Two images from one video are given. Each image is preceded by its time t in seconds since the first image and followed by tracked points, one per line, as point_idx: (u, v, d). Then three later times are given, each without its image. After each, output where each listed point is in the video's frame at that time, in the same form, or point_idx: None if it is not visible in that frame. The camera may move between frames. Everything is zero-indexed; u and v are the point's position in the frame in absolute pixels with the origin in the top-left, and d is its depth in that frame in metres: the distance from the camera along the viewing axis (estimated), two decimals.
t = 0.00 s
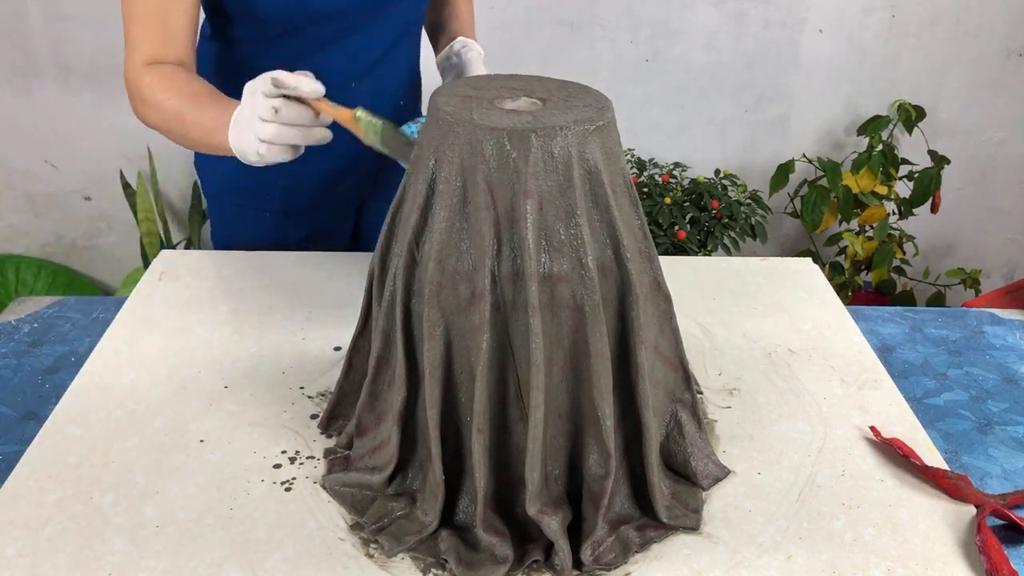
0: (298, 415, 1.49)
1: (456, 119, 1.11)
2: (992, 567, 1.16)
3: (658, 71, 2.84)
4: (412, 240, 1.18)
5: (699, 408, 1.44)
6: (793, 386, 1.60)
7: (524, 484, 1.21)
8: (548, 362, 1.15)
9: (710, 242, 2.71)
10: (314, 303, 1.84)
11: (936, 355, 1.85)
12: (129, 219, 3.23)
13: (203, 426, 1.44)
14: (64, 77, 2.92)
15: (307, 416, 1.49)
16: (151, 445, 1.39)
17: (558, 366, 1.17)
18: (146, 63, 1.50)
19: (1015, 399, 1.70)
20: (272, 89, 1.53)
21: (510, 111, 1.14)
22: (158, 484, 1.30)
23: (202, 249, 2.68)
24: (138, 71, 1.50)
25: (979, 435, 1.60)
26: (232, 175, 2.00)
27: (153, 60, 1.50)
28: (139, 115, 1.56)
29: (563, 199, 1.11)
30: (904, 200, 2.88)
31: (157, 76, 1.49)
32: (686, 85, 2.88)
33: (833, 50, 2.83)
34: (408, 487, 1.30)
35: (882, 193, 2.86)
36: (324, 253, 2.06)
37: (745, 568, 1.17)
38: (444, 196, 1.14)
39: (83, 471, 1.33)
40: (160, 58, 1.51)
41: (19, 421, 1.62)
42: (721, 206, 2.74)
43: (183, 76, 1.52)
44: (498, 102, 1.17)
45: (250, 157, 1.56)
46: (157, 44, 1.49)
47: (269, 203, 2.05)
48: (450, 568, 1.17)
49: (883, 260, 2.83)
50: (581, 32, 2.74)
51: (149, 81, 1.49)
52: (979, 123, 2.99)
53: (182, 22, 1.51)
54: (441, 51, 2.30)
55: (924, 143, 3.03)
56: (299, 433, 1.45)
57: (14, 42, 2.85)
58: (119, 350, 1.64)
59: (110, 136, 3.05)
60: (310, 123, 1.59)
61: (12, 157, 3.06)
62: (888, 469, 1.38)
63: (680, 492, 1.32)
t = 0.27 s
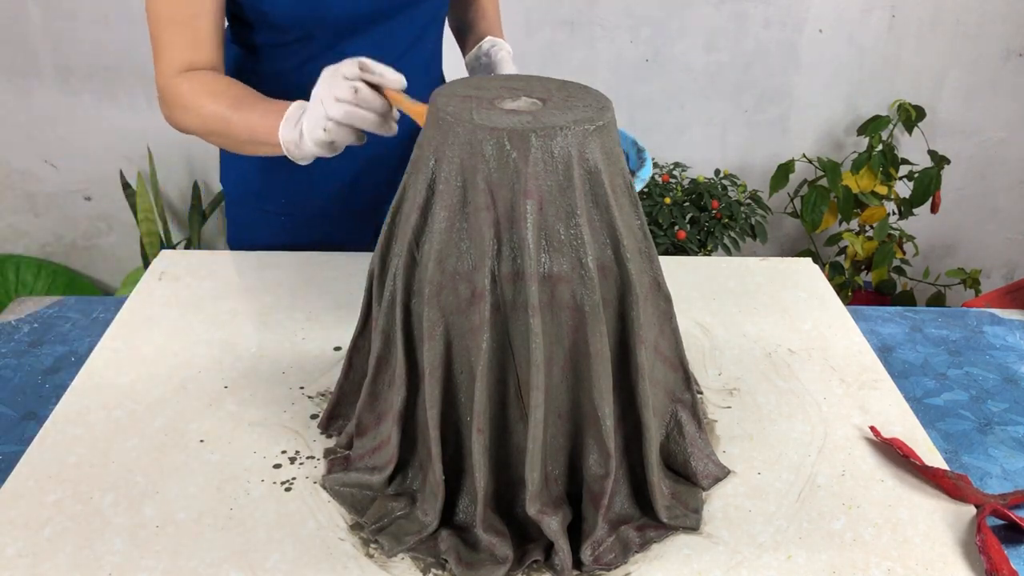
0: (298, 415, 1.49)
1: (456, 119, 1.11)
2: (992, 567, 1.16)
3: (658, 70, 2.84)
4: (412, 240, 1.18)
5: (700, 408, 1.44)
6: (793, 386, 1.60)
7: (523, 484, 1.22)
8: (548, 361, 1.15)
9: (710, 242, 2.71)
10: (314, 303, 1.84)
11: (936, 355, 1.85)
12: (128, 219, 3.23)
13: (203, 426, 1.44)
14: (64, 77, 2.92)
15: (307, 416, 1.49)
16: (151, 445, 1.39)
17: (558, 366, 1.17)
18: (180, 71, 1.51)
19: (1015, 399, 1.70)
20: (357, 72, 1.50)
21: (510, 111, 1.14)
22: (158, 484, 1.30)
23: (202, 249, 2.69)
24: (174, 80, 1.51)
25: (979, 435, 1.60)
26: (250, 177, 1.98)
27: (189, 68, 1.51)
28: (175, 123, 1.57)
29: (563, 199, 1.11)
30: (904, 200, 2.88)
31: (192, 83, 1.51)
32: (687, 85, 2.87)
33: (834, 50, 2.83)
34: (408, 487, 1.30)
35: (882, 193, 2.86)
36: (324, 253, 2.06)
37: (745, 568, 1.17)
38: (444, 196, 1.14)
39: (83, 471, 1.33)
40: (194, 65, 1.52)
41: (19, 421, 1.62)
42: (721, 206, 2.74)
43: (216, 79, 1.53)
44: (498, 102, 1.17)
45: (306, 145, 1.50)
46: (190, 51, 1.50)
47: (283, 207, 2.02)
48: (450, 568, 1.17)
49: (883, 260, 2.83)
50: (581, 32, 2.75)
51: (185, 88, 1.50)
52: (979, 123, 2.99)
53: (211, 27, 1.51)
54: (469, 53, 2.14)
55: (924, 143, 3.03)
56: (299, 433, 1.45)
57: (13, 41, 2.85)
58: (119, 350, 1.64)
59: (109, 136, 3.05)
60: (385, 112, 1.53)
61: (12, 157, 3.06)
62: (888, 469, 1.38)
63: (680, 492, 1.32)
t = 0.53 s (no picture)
0: (298, 415, 1.49)
1: (456, 119, 1.11)
2: (992, 567, 1.16)
3: (658, 70, 2.84)
4: (412, 240, 1.18)
5: (700, 409, 1.44)
6: (793, 386, 1.60)
7: (523, 484, 1.22)
8: (548, 361, 1.15)
9: (710, 242, 2.71)
10: (314, 303, 1.84)
11: (936, 355, 1.85)
12: (129, 219, 3.23)
13: (203, 426, 1.44)
14: (64, 77, 2.92)
15: (307, 416, 1.49)
16: (151, 445, 1.39)
17: (559, 366, 1.17)
18: (283, 52, 1.79)
19: (1015, 400, 1.70)
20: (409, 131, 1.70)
21: (511, 111, 1.14)
22: (158, 484, 1.30)
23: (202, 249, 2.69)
24: (277, 58, 1.79)
25: (979, 435, 1.60)
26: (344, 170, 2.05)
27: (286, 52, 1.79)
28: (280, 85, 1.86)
29: (563, 199, 1.11)
30: (904, 200, 2.88)
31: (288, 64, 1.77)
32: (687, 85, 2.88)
33: (834, 50, 2.83)
34: (408, 487, 1.30)
35: (883, 193, 2.86)
36: (324, 254, 2.06)
37: (745, 568, 1.17)
38: (444, 196, 1.14)
39: (83, 471, 1.33)
40: (297, 49, 1.81)
41: (19, 421, 1.62)
42: (721, 206, 2.74)
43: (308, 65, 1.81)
44: (498, 102, 1.17)
45: (364, 173, 1.70)
46: (291, 38, 1.78)
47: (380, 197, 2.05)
48: (450, 568, 1.17)
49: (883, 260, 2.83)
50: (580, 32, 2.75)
51: (284, 66, 1.78)
52: (979, 122, 2.99)
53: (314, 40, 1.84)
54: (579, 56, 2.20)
55: (924, 143, 3.03)
56: (299, 433, 1.45)
57: (13, 41, 2.85)
58: (118, 349, 1.64)
59: (110, 136, 3.05)
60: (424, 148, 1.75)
61: (12, 157, 3.06)
62: (888, 469, 1.38)
63: (680, 492, 1.32)
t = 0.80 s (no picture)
0: (298, 415, 1.49)
1: (457, 119, 1.11)
2: (993, 567, 1.16)
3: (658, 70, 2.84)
4: (412, 240, 1.18)
5: (700, 409, 1.44)
6: (793, 386, 1.60)
7: (523, 484, 1.22)
8: (548, 361, 1.15)
9: (710, 242, 2.71)
10: (313, 303, 1.84)
11: (936, 355, 1.85)
12: (129, 220, 3.23)
13: (203, 426, 1.44)
14: (64, 77, 2.92)
15: (307, 416, 1.49)
16: (150, 445, 1.39)
17: (558, 366, 1.17)
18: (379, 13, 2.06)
19: (1015, 400, 1.70)
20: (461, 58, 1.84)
21: (511, 111, 1.14)
22: (158, 484, 1.30)
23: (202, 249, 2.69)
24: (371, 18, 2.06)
25: (979, 435, 1.60)
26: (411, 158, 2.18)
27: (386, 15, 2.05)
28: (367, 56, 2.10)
29: (563, 199, 1.11)
30: (904, 200, 2.88)
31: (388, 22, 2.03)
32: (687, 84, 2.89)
33: (834, 50, 2.83)
34: (408, 487, 1.30)
35: (883, 193, 2.86)
36: (324, 253, 2.06)
37: (745, 568, 1.17)
38: (444, 196, 1.14)
39: (83, 472, 1.33)
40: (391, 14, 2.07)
41: (19, 421, 1.62)
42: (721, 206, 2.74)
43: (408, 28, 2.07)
44: (499, 102, 1.17)
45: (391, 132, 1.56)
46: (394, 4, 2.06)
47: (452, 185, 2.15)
48: (450, 568, 1.17)
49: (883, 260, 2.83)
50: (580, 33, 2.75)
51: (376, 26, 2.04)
52: (979, 122, 2.99)
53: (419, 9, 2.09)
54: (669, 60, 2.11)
55: (924, 143, 3.03)
56: (299, 433, 1.45)
57: (13, 42, 2.85)
58: (118, 349, 1.64)
59: (110, 136, 3.05)
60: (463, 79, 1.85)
61: (13, 157, 3.06)
62: (889, 469, 1.38)
63: (680, 492, 1.32)
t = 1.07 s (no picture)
0: (298, 415, 1.49)
1: (456, 119, 1.11)
2: (992, 567, 1.16)
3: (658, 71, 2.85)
4: (412, 240, 1.18)
5: (700, 409, 1.44)
6: (793, 386, 1.60)
7: (523, 483, 1.22)
8: (548, 361, 1.15)
9: (710, 242, 2.71)
10: (313, 303, 1.84)
11: (936, 355, 1.85)
12: (129, 220, 3.23)
13: (203, 426, 1.44)
14: (64, 77, 2.92)
15: (307, 415, 1.49)
16: (150, 445, 1.39)
17: (558, 366, 1.17)
18: (390, 14, 1.88)
19: (1015, 399, 1.70)
20: (462, 43, 1.71)
21: (511, 111, 1.14)
22: (158, 484, 1.30)
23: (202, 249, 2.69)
24: (384, 17, 1.88)
25: (979, 435, 1.60)
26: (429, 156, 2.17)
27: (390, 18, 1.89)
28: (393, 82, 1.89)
29: (563, 199, 1.11)
30: (904, 200, 2.87)
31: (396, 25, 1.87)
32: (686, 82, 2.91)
33: (835, 50, 2.83)
34: (408, 487, 1.30)
35: (883, 193, 2.85)
36: (324, 253, 2.06)
37: (745, 568, 1.17)
38: (444, 196, 1.14)
39: (84, 471, 1.33)
40: (402, 15, 1.89)
41: (19, 421, 1.62)
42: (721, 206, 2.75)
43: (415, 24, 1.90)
44: (498, 102, 1.17)
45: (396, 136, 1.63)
46: (405, 3, 1.89)
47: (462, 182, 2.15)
48: (450, 568, 1.17)
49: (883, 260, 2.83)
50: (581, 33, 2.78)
51: (388, 26, 1.87)
52: (979, 122, 2.99)
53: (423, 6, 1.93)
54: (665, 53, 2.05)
55: (924, 143, 3.03)
56: (299, 433, 1.45)
57: (13, 42, 2.86)
58: (118, 349, 1.64)
59: (110, 136, 3.05)
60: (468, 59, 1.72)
61: (13, 157, 3.06)
62: (888, 469, 1.38)
63: (680, 492, 1.32)
